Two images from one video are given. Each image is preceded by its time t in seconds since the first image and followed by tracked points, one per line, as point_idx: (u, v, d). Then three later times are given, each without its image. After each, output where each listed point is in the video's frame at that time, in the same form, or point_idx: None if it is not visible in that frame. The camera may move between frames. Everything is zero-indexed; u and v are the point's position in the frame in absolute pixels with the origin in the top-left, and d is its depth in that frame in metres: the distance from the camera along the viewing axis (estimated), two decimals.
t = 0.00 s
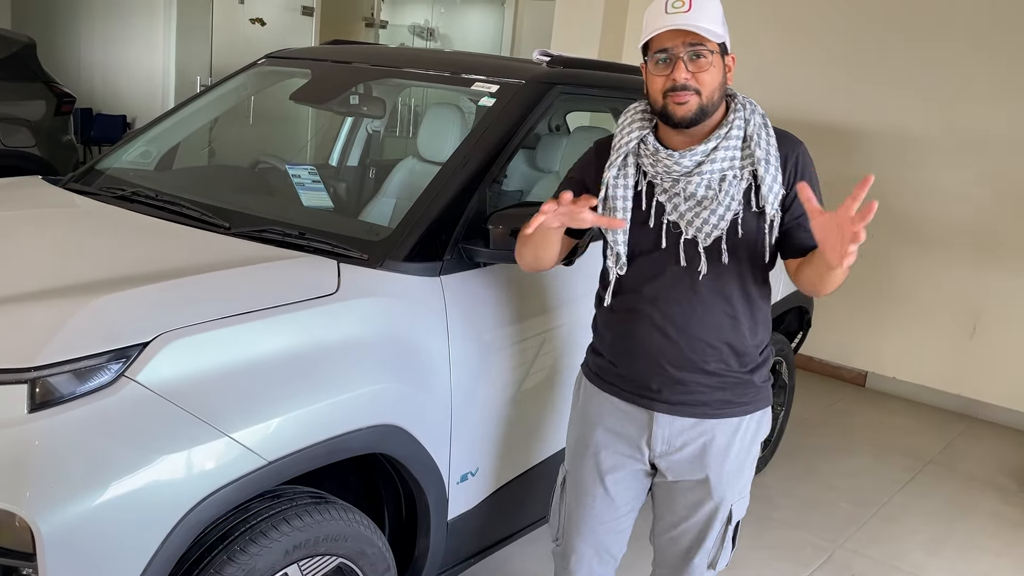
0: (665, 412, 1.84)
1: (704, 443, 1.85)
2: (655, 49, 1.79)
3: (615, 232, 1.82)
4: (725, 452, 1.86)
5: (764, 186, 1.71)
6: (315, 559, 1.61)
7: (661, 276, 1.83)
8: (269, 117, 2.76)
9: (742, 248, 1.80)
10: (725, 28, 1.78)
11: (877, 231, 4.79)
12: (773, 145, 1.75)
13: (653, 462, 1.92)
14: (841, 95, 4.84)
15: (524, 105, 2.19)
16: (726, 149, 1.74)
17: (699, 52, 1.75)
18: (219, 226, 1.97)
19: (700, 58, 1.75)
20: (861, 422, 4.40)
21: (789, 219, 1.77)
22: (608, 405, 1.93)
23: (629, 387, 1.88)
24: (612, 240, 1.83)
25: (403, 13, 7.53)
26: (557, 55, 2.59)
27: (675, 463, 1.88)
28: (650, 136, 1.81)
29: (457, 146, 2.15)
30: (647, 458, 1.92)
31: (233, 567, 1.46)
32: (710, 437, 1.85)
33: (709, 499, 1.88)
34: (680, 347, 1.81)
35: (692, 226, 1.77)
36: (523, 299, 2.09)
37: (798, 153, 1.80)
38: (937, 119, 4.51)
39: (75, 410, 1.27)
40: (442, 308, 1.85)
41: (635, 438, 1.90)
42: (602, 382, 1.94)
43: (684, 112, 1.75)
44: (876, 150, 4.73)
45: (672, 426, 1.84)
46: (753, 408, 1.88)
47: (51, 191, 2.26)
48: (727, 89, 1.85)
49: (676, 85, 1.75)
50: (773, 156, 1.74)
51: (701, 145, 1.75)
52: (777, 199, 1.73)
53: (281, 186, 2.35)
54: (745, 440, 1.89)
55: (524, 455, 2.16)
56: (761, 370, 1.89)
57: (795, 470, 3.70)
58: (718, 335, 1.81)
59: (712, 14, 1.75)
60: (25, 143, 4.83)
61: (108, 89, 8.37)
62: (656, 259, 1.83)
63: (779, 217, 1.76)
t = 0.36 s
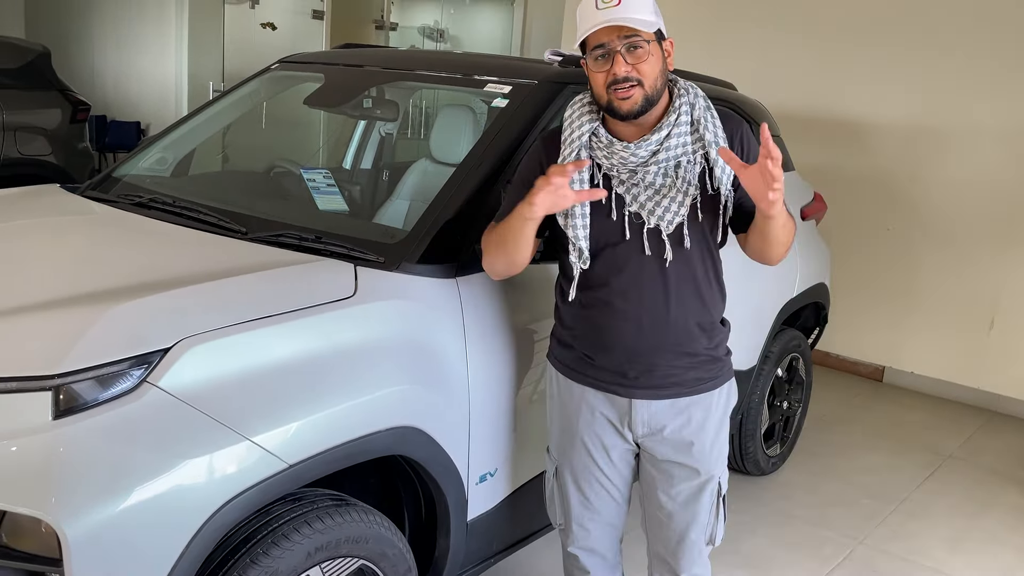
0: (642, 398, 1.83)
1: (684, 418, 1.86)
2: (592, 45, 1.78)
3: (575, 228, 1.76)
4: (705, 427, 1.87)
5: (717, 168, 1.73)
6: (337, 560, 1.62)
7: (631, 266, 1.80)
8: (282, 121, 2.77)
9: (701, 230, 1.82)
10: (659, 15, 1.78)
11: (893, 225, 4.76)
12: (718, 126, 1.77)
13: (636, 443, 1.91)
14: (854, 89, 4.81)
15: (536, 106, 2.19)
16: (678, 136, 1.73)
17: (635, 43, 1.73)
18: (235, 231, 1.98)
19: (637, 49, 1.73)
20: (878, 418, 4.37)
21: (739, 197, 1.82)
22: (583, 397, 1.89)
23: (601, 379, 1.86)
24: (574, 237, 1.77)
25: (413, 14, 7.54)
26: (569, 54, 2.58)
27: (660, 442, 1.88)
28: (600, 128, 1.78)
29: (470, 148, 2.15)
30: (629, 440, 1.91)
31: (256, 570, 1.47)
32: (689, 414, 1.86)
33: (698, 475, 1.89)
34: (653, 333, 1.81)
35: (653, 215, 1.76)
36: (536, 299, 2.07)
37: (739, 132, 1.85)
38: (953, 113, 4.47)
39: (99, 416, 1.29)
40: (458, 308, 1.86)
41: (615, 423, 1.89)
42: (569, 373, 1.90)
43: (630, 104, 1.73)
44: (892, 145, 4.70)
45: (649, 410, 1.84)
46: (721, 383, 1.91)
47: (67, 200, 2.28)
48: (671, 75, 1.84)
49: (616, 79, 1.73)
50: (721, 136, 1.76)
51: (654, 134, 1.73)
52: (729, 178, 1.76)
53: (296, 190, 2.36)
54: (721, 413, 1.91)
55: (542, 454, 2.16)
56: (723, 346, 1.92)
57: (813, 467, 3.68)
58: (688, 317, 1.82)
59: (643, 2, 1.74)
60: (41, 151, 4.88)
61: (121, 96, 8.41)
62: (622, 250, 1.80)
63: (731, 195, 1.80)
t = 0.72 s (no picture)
0: (655, 398, 1.82)
1: (696, 419, 1.85)
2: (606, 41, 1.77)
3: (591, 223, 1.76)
4: (716, 426, 1.88)
5: (732, 167, 1.74)
6: (345, 559, 1.63)
7: (644, 263, 1.79)
8: (290, 121, 2.78)
9: (714, 229, 1.82)
10: (672, 12, 1.78)
11: (901, 223, 4.74)
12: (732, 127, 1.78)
13: (646, 443, 1.90)
14: (861, 86, 4.79)
15: (544, 104, 2.19)
16: (694, 133, 1.74)
17: (648, 38, 1.73)
18: (243, 231, 1.99)
19: (651, 44, 1.74)
20: (887, 416, 4.36)
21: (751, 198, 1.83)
22: (594, 396, 1.88)
23: (614, 378, 1.84)
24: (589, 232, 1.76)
25: (419, 14, 7.54)
26: (575, 53, 2.58)
27: (672, 444, 1.88)
28: (615, 124, 1.79)
29: (477, 147, 2.15)
30: (640, 441, 1.90)
31: (266, 567, 1.47)
32: (701, 414, 1.85)
33: (710, 476, 1.90)
34: (666, 331, 1.80)
35: (669, 211, 1.75)
36: (542, 298, 2.07)
37: (752, 134, 1.86)
38: (961, 110, 4.45)
39: (108, 415, 1.29)
40: (465, 306, 1.86)
41: (626, 424, 1.88)
42: (577, 375, 1.88)
43: (644, 99, 1.73)
44: (899, 142, 4.68)
45: (661, 409, 1.83)
46: (731, 380, 1.91)
47: (77, 199, 2.29)
48: (680, 72, 1.85)
49: (630, 73, 1.73)
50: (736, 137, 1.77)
51: (671, 130, 1.74)
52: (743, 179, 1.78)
53: (303, 190, 2.37)
54: (731, 411, 1.92)
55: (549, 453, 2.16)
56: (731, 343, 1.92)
57: (821, 465, 3.67)
58: (699, 314, 1.82)
59: None
60: (49, 151, 4.90)
61: (129, 97, 8.45)
62: (637, 247, 1.80)
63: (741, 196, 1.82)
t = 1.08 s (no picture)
0: (665, 398, 1.81)
1: (706, 419, 1.84)
2: (625, 35, 1.74)
3: (596, 224, 1.76)
4: (728, 427, 1.86)
5: (738, 162, 1.74)
6: (351, 558, 1.63)
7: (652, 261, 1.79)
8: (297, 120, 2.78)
9: (720, 225, 1.81)
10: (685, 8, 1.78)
11: (910, 220, 4.72)
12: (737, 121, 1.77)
13: (656, 444, 1.90)
14: (869, 83, 4.77)
15: (549, 103, 2.19)
16: (700, 128, 1.73)
17: (668, 34, 1.72)
18: (250, 230, 1.99)
19: (670, 40, 1.73)
20: (896, 414, 4.34)
21: (760, 193, 1.81)
22: (604, 396, 1.87)
23: (624, 378, 1.84)
24: (594, 233, 1.76)
25: (424, 13, 7.54)
26: (580, 51, 2.57)
27: (681, 444, 1.87)
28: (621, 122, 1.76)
29: (483, 145, 2.15)
30: (650, 441, 1.90)
31: (272, 566, 1.48)
32: (711, 415, 1.84)
33: (721, 477, 1.88)
34: (676, 331, 1.79)
35: (677, 208, 1.74)
36: (548, 297, 2.07)
37: (756, 126, 1.85)
38: (971, 106, 4.41)
39: (115, 414, 1.30)
40: (471, 306, 1.86)
41: (636, 424, 1.88)
42: (586, 374, 1.89)
43: (662, 95, 1.72)
44: (907, 139, 4.66)
45: (670, 409, 1.82)
46: (742, 379, 1.90)
47: (84, 199, 2.30)
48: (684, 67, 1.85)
49: (651, 69, 1.71)
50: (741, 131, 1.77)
51: (677, 127, 1.72)
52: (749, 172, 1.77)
53: (310, 189, 2.37)
54: (742, 412, 1.90)
55: (555, 452, 2.16)
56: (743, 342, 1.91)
57: (829, 464, 3.65)
58: (709, 314, 1.81)
59: None
60: (58, 151, 4.93)
61: (137, 97, 8.49)
62: (643, 245, 1.79)
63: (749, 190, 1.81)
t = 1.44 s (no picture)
0: (668, 401, 1.81)
1: (712, 424, 1.83)
2: (631, 26, 1.73)
3: (592, 229, 1.76)
4: (734, 432, 1.86)
5: (737, 163, 1.72)
6: (357, 557, 1.63)
7: (654, 265, 1.78)
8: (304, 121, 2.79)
9: (722, 227, 1.78)
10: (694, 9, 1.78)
11: (918, 220, 4.69)
12: (738, 121, 1.76)
13: (661, 449, 1.89)
14: (877, 81, 4.76)
15: (555, 102, 2.18)
16: (697, 129, 1.72)
17: (674, 32, 1.72)
18: (257, 230, 2.00)
19: (676, 38, 1.72)
20: (904, 414, 4.32)
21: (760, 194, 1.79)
22: (608, 399, 1.87)
23: (628, 380, 1.84)
24: (590, 239, 1.77)
25: (431, 13, 7.55)
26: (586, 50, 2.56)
27: (686, 449, 1.86)
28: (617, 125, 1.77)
29: (489, 146, 2.15)
30: (656, 446, 1.89)
31: (278, 565, 1.48)
32: (717, 420, 1.84)
33: (727, 483, 1.88)
34: (679, 334, 1.79)
35: (674, 211, 1.73)
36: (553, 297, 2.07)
37: (761, 124, 1.81)
38: (980, 104, 4.39)
39: (122, 413, 1.30)
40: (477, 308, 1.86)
41: (639, 429, 1.87)
42: (591, 377, 1.89)
43: (659, 93, 1.71)
44: (915, 139, 4.64)
45: (674, 413, 1.82)
46: (750, 384, 1.88)
47: (92, 200, 2.31)
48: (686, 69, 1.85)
49: (652, 64, 1.71)
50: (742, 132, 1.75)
51: (673, 128, 1.72)
52: (750, 174, 1.74)
53: (316, 189, 2.38)
54: (749, 416, 1.89)
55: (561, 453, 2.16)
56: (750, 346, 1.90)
57: (837, 464, 3.64)
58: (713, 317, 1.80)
59: None
60: (67, 152, 4.95)
61: (145, 98, 8.53)
62: (644, 249, 1.78)
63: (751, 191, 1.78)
